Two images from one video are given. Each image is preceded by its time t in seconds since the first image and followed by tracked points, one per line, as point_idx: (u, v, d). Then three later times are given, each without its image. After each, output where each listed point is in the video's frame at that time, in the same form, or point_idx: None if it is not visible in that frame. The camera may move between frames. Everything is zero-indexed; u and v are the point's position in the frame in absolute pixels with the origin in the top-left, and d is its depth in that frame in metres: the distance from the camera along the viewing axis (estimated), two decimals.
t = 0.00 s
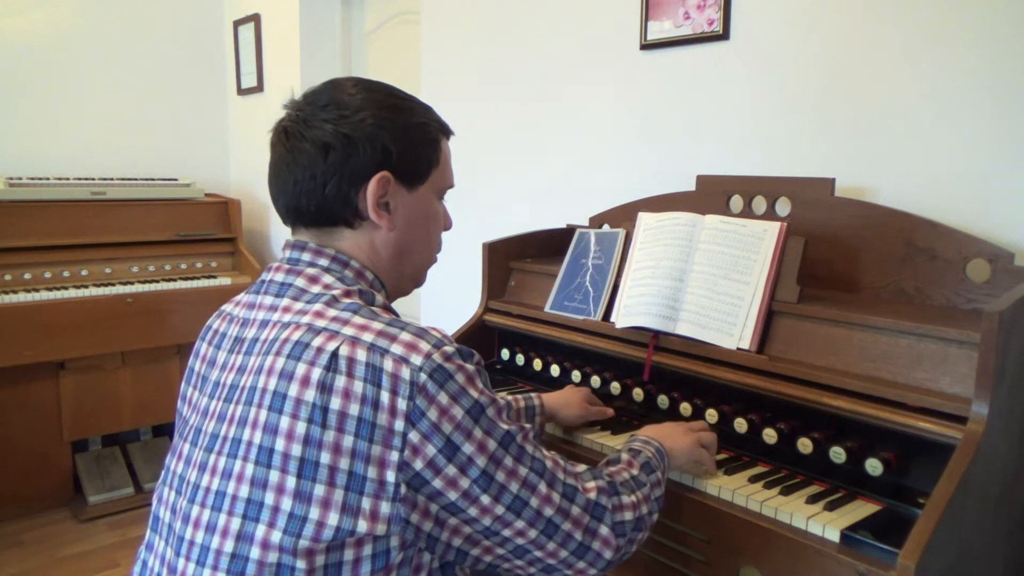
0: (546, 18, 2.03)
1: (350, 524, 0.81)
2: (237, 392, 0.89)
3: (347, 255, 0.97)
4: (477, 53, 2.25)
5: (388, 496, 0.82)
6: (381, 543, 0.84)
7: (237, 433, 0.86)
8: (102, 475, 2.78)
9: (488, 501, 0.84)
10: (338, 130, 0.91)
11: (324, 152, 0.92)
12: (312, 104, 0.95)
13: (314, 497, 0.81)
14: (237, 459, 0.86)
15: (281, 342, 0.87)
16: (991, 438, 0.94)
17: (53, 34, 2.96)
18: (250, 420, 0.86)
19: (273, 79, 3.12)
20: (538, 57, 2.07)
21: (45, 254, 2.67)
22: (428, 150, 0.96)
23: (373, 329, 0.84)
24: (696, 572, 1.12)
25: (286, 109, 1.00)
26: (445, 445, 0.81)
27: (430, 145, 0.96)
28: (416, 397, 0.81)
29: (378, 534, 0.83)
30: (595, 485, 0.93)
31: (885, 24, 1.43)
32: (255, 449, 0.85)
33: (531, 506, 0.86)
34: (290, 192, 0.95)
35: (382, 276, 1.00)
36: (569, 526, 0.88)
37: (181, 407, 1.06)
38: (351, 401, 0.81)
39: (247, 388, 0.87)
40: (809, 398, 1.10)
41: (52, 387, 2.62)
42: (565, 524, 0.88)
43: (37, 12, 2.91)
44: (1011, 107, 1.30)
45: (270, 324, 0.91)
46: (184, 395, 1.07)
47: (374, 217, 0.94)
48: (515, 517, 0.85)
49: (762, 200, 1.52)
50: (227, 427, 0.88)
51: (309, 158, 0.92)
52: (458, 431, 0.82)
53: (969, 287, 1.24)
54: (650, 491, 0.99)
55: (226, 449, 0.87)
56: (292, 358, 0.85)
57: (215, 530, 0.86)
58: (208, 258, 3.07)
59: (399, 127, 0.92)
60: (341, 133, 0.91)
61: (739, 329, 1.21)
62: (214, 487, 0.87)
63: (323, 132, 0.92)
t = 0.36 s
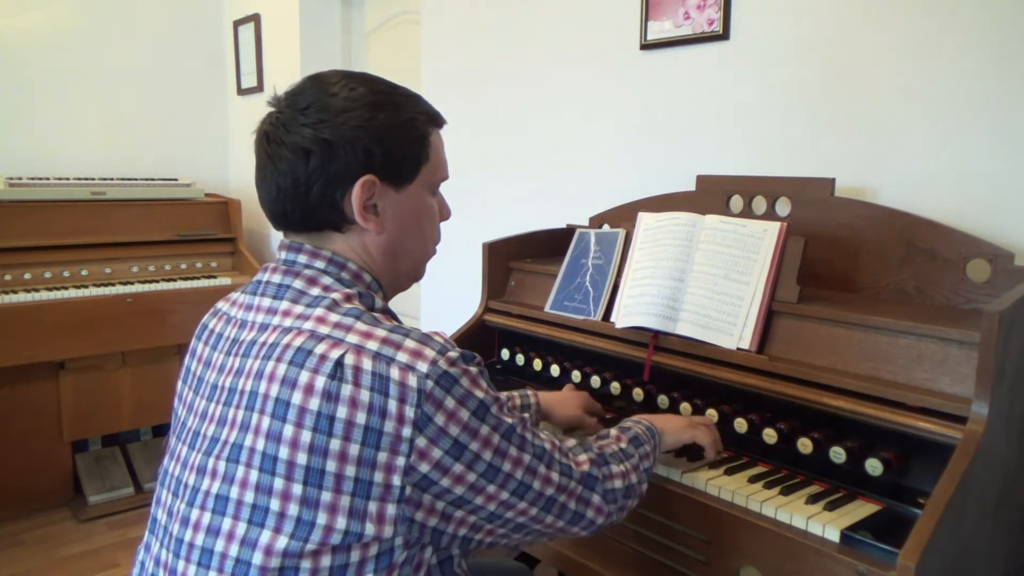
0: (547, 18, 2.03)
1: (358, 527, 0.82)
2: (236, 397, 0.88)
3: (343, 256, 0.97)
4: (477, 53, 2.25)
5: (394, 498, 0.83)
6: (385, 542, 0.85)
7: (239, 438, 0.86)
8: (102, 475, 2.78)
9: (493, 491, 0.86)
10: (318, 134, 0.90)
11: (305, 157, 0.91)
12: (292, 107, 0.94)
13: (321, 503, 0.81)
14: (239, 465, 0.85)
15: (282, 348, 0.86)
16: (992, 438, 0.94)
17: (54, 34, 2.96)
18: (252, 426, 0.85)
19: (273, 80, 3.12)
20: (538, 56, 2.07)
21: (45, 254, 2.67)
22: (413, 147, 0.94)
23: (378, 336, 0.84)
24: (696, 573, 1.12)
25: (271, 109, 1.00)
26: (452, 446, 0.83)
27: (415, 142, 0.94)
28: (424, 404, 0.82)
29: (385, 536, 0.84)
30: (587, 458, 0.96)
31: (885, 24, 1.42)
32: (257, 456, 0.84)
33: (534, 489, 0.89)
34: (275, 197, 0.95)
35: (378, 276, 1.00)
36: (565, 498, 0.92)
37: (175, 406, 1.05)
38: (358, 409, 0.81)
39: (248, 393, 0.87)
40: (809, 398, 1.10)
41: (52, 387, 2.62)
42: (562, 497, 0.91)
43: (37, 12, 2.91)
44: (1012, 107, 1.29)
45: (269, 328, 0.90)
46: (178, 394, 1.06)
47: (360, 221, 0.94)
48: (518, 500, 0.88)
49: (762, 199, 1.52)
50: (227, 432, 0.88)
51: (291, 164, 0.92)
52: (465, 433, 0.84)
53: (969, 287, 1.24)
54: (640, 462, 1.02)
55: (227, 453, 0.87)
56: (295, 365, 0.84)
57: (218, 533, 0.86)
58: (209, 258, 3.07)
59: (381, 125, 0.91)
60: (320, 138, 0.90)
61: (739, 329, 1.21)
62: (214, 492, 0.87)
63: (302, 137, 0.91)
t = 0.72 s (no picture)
0: (547, 17, 2.03)
1: (362, 528, 0.82)
2: (238, 398, 0.88)
3: (344, 258, 0.97)
4: (477, 53, 2.25)
5: (399, 499, 0.83)
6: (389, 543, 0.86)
7: (242, 441, 0.86)
8: (102, 475, 2.78)
9: (495, 490, 0.86)
10: (317, 136, 0.90)
11: (304, 159, 0.91)
12: (291, 107, 0.94)
13: (325, 505, 0.81)
14: (243, 467, 0.85)
15: (284, 350, 0.86)
16: (992, 438, 0.94)
17: (54, 34, 2.96)
18: (255, 429, 0.85)
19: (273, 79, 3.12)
20: (538, 56, 2.07)
21: (45, 254, 2.67)
22: (414, 148, 0.94)
23: (381, 338, 0.84)
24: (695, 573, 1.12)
25: (271, 108, 1.00)
26: (456, 446, 0.83)
27: (416, 143, 0.94)
28: (429, 405, 0.82)
29: (390, 535, 0.84)
30: (585, 455, 0.96)
31: (885, 24, 1.42)
32: (261, 458, 0.84)
33: (535, 487, 0.89)
34: (274, 199, 0.95)
35: (380, 278, 1.00)
36: (564, 494, 0.92)
37: (174, 407, 1.05)
38: (362, 412, 0.81)
39: (251, 395, 0.87)
40: (809, 398, 1.10)
41: (52, 387, 2.62)
42: (561, 494, 0.91)
43: (37, 12, 2.91)
44: (1012, 107, 1.30)
45: (271, 329, 0.90)
46: (178, 395, 1.06)
47: (360, 223, 0.94)
48: (519, 498, 0.88)
49: (762, 199, 1.52)
50: (230, 434, 0.88)
51: (290, 166, 0.92)
52: (468, 433, 0.84)
53: (969, 287, 1.24)
54: (639, 459, 1.02)
55: (230, 455, 0.87)
56: (298, 368, 0.84)
57: (221, 535, 0.85)
58: (208, 258, 3.07)
59: (381, 127, 0.91)
60: (319, 140, 0.90)
61: (739, 329, 1.21)
62: (217, 493, 0.87)
63: (301, 139, 0.91)
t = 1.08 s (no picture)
0: (547, 17, 2.03)
1: (350, 532, 0.81)
2: (229, 398, 0.88)
3: (335, 256, 0.97)
4: (477, 53, 2.25)
5: (387, 502, 0.82)
6: (382, 549, 0.84)
7: (232, 441, 0.87)
8: (102, 475, 2.78)
9: (483, 500, 0.85)
10: (308, 134, 0.90)
11: (295, 157, 0.91)
12: (281, 107, 0.94)
13: (313, 506, 0.81)
14: (233, 468, 0.86)
15: (272, 350, 0.86)
16: (992, 438, 0.94)
17: (54, 34, 2.96)
18: (244, 429, 0.86)
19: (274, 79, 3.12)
20: (538, 56, 2.07)
21: (45, 254, 2.67)
22: (404, 144, 0.94)
23: (367, 336, 0.84)
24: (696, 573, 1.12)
25: (259, 111, 1.00)
26: (443, 449, 0.82)
27: (406, 139, 0.94)
28: (415, 403, 0.80)
29: (378, 541, 0.83)
30: (576, 475, 0.95)
31: (885, 24, 1.42)
32: (250, 459, 0.85)
33: (522, 500, 0.87)
34: (266, 199, 0.95)
35: (372, 275, 1.00)
36: (554, 514, 0.90)
37: (171, 410, 1.06)
38: (347, 411, 0.81)
39: (240, 395, 0.87)
40: (809, 398, 1.10)
41: (52, 387, 2.62)
42: (551, 513, 0.89)
43: (38, 12, 2.91)
44: (1012, 106, 1.29)
45: (261, 329, 0.90)
46: (174, 398, 1.06)
47: (353, 220, 0.94)
48: (506, 511, 0.86)
49: (762, 199, 1.52)
50: (221, 434, 0.88)
51: (281, 164, 0.92)
52: (455, 435, 0.82)
53: (969, 287, 1.24)
54: (627, 481, 1.00)
55: (221, 456, 0.87)
56: (285, 368, 0.84)
57: (213, 537, 0.86)
58: (209, 258, 3.07)
59: (372, 123, 0.91)
60: (311, 137, 0.90)
61: (739, 329, 1.21)
62: (209, 495, 0.87)
63: (291, 137, 0.91)
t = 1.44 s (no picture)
0: (547, 17, 2.03)
1: (340, 533, 0.81)
2: (222, 398, 0.88)
3: (329, 256, 0.97)
4: (477, 53, 2.25)
5: (377, 503, 0.81)
6: (373, 550, 0.84)
7: (224, 441, 0.87)
8: (102, 475, 2.78)
9: (474, 503, 0.84)
10: (306, 129, 0.91)
11: (294, 152, 0.91)
12: (279, 104, 0.94)
13: (303, 507, 0.81)
14: (226, 468, 0.86)
15: (264, 350, 0.86)
16: (992, 438, 0.94)
17: (54, 34, 2.96)
18: (236, 429, 0.86)
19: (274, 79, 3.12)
20: (538, 56, 2.07)
21: (45, 254, 2.67)
22: (401, 141, 0.94)
23: (357, 334, 0.83)
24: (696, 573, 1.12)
25: (257, 111, 1.00)
26: (432, 450, 0.81)
27: (403, 137, 0.95)
28: (403, 402, 0.80)
29: (369, 542, 0.82)
30: (570, 480, 0.95)
31: (885, 24, 1.42)
32: (242, 459, 0.85)
33: (513, 504, 0.86)
34: (264, 195, 0.95)
35: (366, 274, 0.99)
36: (548, 520, 0.89)
37: (168, 412, 1.06)
38: (336, 409, 0.81)
39: (232, 395, 0.87)
40: (808, 398, 1.11)
41: (53, 387, 2.62)
42: (544, 518, 0.89)
43: (37, 12, 2.91)
44: (1012, 106, 1.29)
45: (253, 329, 0.90)
46: (171, 400, 1.06)
47: (351, 215, 0.93)
48: (498, 515, 0.86)
49: (762, 199, 1.52)
50: (213, 435, 0.88)
51: (279, 160, 0.92)
52: (444, 435, 0.82)
53: (969, 287, 1.24)
54: (621, 490, 1.00)
55: (214, 456, 0.88)
56: (275, 367, 0.84)
57: (207, 538, 0.86)
58: (208, 258, 3.07)
59: (369, 120, 0.91)
60: (309, 132, 0.90)
61: (739, 329, 1.21)
62: (202, 495, 0.87)
63: (290, 133, 0.91)
